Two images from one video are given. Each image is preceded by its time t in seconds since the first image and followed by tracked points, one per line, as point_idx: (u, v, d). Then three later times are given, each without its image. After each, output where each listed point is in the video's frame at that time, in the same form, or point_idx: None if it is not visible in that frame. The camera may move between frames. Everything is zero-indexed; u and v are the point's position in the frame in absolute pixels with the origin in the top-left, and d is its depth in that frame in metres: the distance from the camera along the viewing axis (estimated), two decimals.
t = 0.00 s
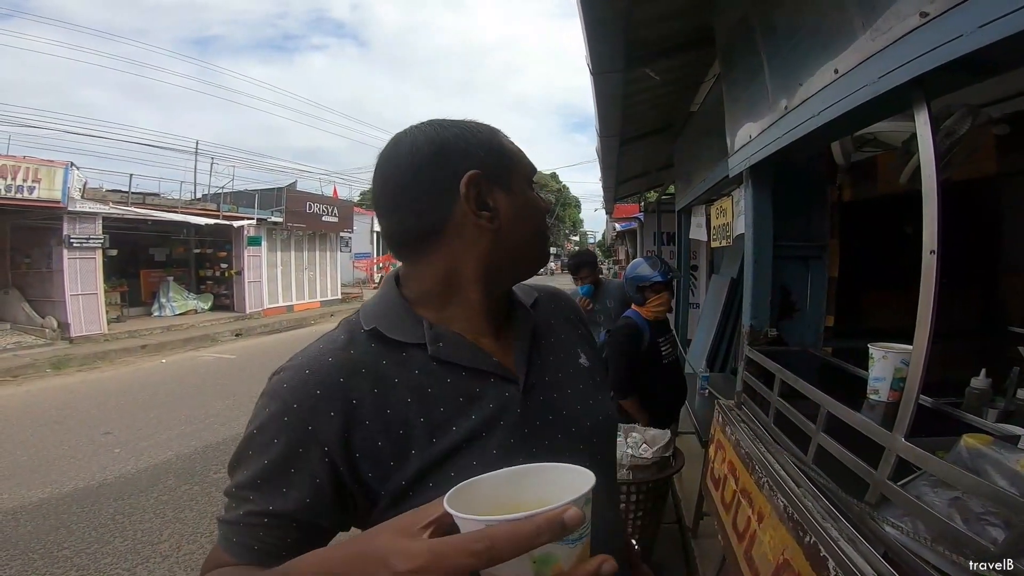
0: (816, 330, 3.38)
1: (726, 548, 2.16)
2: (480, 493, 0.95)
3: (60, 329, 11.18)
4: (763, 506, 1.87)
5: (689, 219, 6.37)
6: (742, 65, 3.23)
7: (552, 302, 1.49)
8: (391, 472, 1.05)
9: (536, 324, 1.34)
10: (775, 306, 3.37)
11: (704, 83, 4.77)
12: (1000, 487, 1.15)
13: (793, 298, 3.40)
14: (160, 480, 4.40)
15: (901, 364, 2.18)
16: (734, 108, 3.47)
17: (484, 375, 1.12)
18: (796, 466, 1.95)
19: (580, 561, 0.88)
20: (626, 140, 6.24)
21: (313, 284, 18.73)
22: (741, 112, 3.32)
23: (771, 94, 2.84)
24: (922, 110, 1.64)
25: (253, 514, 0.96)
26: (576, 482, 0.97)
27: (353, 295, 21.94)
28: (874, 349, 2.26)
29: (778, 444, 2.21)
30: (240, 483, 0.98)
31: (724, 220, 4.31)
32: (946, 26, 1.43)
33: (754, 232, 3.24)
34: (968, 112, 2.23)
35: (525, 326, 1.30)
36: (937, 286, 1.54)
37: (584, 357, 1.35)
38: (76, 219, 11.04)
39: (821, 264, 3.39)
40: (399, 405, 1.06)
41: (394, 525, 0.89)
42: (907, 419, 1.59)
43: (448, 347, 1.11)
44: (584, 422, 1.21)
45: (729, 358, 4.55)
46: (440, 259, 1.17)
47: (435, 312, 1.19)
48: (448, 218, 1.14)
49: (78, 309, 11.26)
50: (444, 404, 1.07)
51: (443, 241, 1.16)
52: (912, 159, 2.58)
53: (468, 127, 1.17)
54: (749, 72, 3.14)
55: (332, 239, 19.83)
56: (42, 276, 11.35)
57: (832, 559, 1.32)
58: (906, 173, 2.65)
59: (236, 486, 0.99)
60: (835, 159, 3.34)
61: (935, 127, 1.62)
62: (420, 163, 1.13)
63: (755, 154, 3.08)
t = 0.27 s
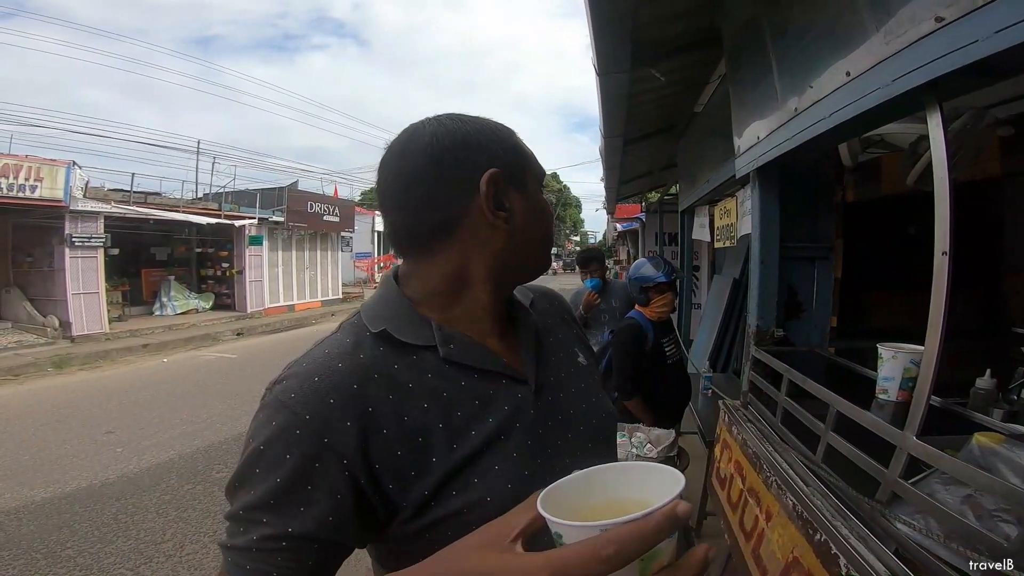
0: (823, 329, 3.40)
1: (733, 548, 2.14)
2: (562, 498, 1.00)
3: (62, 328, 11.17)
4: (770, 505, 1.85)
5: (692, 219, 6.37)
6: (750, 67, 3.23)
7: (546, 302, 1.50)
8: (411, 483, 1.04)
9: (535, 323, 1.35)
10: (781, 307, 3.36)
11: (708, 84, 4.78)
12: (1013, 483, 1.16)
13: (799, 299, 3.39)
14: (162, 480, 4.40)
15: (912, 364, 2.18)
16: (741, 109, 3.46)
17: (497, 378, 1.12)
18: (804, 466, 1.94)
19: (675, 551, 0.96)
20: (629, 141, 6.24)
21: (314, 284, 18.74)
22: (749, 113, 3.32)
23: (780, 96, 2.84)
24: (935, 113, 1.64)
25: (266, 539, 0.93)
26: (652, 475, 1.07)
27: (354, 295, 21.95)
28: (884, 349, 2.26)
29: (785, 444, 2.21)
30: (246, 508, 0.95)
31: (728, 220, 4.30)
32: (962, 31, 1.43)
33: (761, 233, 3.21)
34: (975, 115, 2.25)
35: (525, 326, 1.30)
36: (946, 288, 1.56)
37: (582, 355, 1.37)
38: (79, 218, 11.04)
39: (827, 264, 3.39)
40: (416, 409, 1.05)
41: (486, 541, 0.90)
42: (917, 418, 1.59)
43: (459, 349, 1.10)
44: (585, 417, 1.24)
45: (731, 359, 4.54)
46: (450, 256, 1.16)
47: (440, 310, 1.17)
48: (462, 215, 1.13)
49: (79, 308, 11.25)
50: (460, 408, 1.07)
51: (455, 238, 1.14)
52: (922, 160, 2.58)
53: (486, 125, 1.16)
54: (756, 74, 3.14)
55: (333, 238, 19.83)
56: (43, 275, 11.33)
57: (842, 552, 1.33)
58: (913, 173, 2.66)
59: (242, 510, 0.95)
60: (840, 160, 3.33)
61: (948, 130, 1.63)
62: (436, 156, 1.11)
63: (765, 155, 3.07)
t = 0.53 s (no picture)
0: (824, 326, 3.40)
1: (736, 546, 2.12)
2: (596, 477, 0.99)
3: (61, 328, 11.15)
4: (776, 501, 1.84)
5: (693, 220, 6.39)
6: (753, 67, 3.23)
7: (554, 300, 1.51)
8: (422, 482, 1.03)
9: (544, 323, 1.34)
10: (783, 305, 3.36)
11: (710, 84, 4.79)
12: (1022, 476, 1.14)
13: (801, 298, 3.40)
14: (164, 479, 4.39)
15: (914, 360, 2.18)
16: (744, 109, 3.48)
17: (507, 378, 1.11)
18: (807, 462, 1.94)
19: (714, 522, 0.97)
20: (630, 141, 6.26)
21: (313, 284, 18.73)
22: (751, 114, 3.33)
23: (783, 97, 2.85)
24: (936, 114, 1.66)
25: (279, 539, 0.93)
26: (677, 452, 1.10)
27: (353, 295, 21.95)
28: (886, 345, 2.26)
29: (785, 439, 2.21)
30: (257, 507, 0.95)
31: (728, 220, 4.31)
32: (963, 34, 1.45)
33: (764, 232, 3.21)
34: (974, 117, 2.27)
35: (533, 327, 1.30)
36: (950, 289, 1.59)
37: (588, 352, 1.39)
38: (78, 218, 11.02)
39: (829, 263, 3.40)
40: (430, 406, 1.04)
41: (534, 520, 0.85)
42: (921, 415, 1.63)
43: (470, 349, 1.10)
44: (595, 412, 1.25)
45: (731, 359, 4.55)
46: (456, 253, 1.15)
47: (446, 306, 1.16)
48: (468, 212, 1.12)
49: (79, 308, 11.23)
50: (473, 407, 1.06)
51: (462, 235, 1.14)
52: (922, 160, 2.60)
53: (501, 125, 1.15)
54: (760, 75, 3.14)
55: (333, 238, 19.83)
56: (43, 274, 11.31)
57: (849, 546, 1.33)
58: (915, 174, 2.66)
59: (253, 510, 0.95)
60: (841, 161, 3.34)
61: (950, 130, 1.65)
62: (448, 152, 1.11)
63: (767, 155, 3.08)
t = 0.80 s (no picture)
0: (817, 323, 3.42)
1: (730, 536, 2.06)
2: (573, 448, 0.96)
3: (56, 330, 11.11)
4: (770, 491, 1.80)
5: (688, 219, 6.41)
6: (747, 67, 3.25)
7: (581, 297, 1.52)
8: (418, 460, 1.05)
9: (563, 321, 1.34)
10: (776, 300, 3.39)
11: (704, 85, 4.81)
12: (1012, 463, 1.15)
13: (794, 293, 3.41)
14: (163, 479, 4.39)
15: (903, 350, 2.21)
16: (737, 109, 3.50)
17: (513, 371, 1.12)
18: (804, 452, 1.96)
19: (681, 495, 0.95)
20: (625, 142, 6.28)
21: (309, 285, 18.70)
22: (744, 114, 3.35)
23: (774, 97, 2.87)
24: (920, 112, 1.68)
25: (286, 501, 0.93)
26: (650, 429, 1.06)
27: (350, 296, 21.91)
28: (876, 336, 2.28)
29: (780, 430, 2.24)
30: (268, 469, 0.95)
31: (723, 219, 4.34)
32: (942, 35, 1.47)
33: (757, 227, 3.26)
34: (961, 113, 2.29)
35: (550, 323, 1.29)
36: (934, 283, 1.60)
37: (608, 353, 1.39)
38: (72, 219, 10.98)
39: (821, 258, 3.39)
40: (433, 392, 1.06)
41: (513, 480, 0.85)
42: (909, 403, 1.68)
43: (476, 341, 1.11)
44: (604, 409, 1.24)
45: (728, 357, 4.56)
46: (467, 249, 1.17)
47: (458, 300, 1.19)
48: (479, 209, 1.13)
49: (74, 309, 11.19)
50: (475, 395, 1.07)
51: (472, 234, 1.16)
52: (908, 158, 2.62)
53: (517, 128, 1.13)
54: (753, 74, 3.16)
55: (329, 239, 19.80)
56: (37, 276, 11.26)
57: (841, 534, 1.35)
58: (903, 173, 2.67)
59: (265, 472, 0.96)
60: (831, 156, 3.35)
61: (932, 128, 1.68)
62: (461, 151, 1.13)
63: (758, 153, 3.10)
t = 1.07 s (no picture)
0: (802, 321, 3.44)
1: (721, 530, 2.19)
2: (506, 474, 0.99)
3: (50, 332, 11.05)
4: (756, 486, 1.91)
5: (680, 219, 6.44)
6: (730, 69, 3.28)
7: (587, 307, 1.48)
8: (397, 440, 1.07)
9: (561, 324, 1.31)
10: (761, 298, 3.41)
11: (692, 86, 4.85)
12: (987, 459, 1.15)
13: (779, 291, 3.44)
14: (159, 480, 4.39)
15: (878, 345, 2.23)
16: (722, 110, 3.53)
17: (501, 368, 1.12)
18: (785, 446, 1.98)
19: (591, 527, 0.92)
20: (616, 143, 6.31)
21: (304, 286, 18.66)
22: (728, 115, 3.38)
23: (755, 98, 2.90)
24: (888, 114, 1.72)
25: (283, 468, 1.01)
26: (587, 466, 1.02)
27: (346, 297, 21.87)
28: (852, 332, 2.30)
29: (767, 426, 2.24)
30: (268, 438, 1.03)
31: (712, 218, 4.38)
32: (907, 37, 1.50)
33: (742, 227, 3.29)
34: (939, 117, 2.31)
35: (545, 326, 1.27)
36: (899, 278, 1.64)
37: (606, 363, 1.33)
38: (64, 222, 10.94)
39: (805, 257, 3.44)
40: (417, 382, 1.09)
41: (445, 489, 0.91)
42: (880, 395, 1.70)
43: (466, 335, 1.12)
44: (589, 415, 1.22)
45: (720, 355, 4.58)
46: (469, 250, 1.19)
47: (461, 300, 1.20)
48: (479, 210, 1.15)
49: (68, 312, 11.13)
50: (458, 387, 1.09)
51: (473, 233, 1.18)
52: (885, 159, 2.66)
53: (517, 132, 1.16)
54: (735, 75, 3.18)
55: (323, 241, 19.76)
56: (30, 279, 11.20)
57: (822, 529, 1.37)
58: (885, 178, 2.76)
59: (269, 440, 1.03)
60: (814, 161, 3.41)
61: (900, 129, 1.71)
62: (464, 155, 1.15)
63: (741, 154, 3.14)
